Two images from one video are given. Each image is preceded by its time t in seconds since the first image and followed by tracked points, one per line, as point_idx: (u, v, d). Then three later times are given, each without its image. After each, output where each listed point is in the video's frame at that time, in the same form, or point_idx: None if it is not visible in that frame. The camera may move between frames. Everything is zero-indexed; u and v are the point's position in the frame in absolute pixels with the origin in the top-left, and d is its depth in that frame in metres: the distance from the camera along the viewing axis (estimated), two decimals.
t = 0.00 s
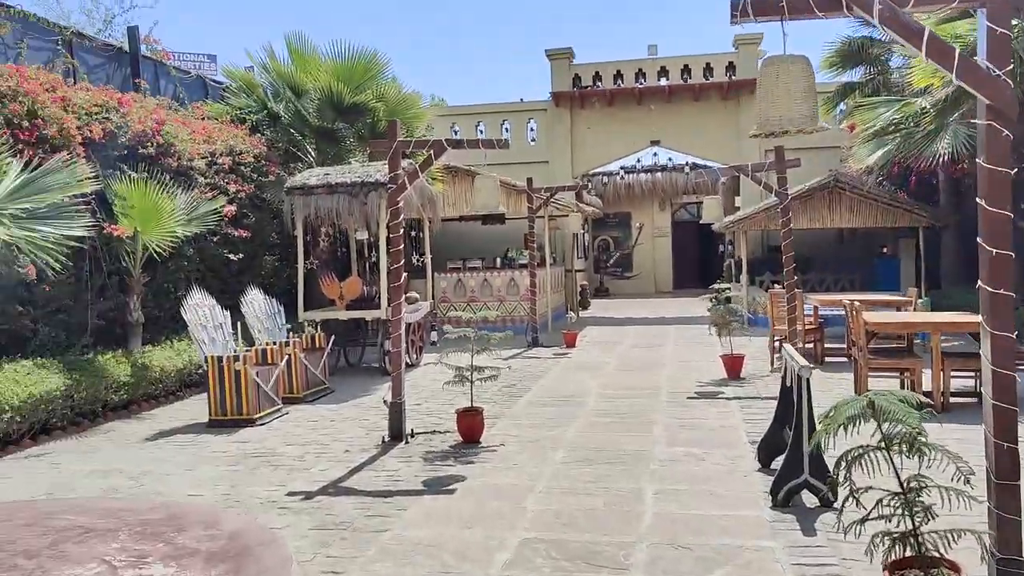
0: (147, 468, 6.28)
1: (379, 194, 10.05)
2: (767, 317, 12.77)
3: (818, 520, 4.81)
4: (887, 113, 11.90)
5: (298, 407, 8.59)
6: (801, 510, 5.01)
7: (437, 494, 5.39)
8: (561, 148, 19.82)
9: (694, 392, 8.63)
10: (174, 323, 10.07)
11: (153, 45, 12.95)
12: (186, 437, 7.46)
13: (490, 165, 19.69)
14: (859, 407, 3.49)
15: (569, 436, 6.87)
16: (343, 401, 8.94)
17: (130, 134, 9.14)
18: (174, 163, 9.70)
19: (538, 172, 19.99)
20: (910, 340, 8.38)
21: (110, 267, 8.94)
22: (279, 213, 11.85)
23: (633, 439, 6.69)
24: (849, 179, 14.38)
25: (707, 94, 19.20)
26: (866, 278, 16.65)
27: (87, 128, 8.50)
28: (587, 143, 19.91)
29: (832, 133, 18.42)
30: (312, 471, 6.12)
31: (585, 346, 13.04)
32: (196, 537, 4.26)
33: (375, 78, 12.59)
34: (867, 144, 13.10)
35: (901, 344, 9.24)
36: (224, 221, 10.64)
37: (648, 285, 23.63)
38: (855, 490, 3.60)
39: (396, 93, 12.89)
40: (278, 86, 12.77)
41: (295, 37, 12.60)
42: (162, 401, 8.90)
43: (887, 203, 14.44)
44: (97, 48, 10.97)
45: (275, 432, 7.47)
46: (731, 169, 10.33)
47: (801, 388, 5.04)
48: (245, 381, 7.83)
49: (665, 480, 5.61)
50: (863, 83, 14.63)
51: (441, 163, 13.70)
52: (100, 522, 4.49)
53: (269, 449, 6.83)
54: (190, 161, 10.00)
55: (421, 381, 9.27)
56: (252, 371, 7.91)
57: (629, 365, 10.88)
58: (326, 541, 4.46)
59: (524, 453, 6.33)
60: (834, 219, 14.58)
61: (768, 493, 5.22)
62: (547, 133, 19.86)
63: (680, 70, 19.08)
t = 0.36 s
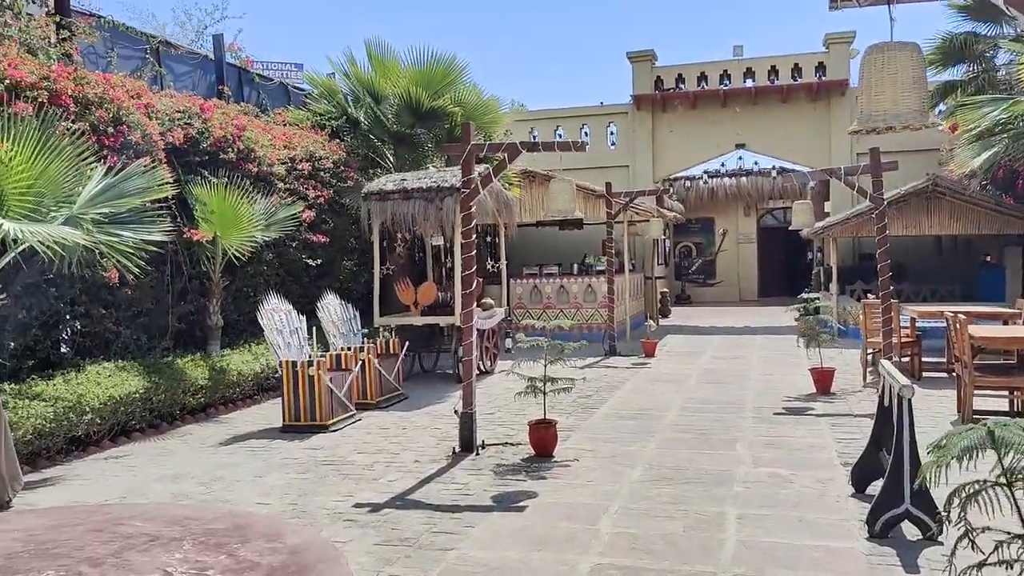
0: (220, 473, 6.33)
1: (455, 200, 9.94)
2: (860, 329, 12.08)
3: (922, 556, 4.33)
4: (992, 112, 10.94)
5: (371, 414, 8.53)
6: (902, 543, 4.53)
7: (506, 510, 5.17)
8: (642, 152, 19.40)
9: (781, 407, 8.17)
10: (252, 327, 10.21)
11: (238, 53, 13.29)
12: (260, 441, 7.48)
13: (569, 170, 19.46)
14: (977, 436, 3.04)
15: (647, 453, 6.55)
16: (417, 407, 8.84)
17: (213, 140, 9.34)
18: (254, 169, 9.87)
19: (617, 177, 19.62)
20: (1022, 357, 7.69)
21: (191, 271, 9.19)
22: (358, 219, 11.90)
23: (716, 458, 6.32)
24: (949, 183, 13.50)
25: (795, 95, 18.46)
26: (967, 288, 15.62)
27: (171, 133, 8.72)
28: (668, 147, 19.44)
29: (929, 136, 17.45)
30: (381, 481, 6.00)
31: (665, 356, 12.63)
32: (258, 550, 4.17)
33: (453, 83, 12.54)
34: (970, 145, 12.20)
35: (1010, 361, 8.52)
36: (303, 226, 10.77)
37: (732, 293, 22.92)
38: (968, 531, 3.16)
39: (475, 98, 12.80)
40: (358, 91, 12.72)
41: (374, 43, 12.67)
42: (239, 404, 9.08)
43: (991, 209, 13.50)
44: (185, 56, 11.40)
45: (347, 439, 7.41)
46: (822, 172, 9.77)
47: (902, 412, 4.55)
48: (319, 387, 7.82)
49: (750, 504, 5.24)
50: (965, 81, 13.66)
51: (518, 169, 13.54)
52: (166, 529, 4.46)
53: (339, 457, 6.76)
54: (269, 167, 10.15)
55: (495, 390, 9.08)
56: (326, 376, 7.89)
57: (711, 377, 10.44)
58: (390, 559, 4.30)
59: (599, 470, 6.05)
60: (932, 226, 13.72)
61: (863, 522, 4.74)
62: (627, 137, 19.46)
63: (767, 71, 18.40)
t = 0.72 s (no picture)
0: (241, 476, 6.23)
1: (483, 198, 9.78)
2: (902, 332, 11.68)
3: None
4: None
5: (397, 415, 8.41)
6: (949, 564, 4.24)
7: (530, 520, 4.99)
8: (678, 150, 19.03)
9: (820, 414, 7.87)
10: (281, 325, 10.17)
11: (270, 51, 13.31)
12: (284, 443, 7.40)
13: (602, 168, 19.19)
14: None
15: (678, 460, 6.32)
16: (444, 409, 8.70)
17: (240, 138, 9.34)
18: (282, 167, 9.85)
19: (653, 175, 19.25)
20: None
21: (219, 270, 9.20)
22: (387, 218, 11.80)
23: (751, 466, 6.07)
24: (997, 182, 13.00)
25: (836, 92, 17.99)
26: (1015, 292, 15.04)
27: (198, 131, 8.73)
28: (705, 145, 19.07)
29: (976, 133, 16.88)
30: (403, 486, 5.86)
31: (699, 358, 12.34)
32: (272, 559, 4.06)
33: (485, 80, 12.41)
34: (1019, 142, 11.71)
35: None
36: (332, 224, 10.72)
37: (769, 294, 22.48)
38: None
39: (506, 95, 12.66)
40: (389, 89, 12.64)
41: (406, 40, 12.58)
42: (266, 404, 9.02)
43: None
44: (216, 55, 11.55)
45: (371, 441, 7.30)
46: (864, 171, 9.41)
47: (952, 425, 4.24)
48: (344, 388, 7.71)
49: (785, 518, 5.00)
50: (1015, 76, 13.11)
51: (548, 166, 13.37)
52: (181, 536, 4.37)
53: (362, 460, 6.64)
54: (298, 165, 10.12)
55: (523, 394, 8.89)
56: (351, 377, 7.76)
57: (747, 381, 10.14)
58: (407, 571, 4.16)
59: (628, 478, 5.84)
60: (978, 227, 13.23)
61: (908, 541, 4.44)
62: (663, 134, 19.10)
63: (807, 67, 17.98)
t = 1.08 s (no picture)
0: (241, 484, 6.04)
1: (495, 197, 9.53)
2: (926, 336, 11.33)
3: None
4: None
5: (404, 419, 8.18)
6: None
7: (540, 533, 4.74)
8: (694, 149, 18.71)
9: (842, 420, 7.56)
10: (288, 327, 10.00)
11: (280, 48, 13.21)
12: (288, 448, 7.20)
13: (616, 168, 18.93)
14: None
15: (695, 469, 6.05)
16: (453, 413, 8.47)
17: (245, 134, 9.20)
18: (289, 165, 9.69)
19: (668, 175, 18.91)
20: None
21: (224, 269, 9.07)
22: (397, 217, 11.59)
23: (772, 476, 5.79)
24: None
25: (856, 90, 17.61)
26: None
27: (203, 127, 8.59)
28: (722, 144, 18.75)
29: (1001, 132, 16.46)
30: (408, 495, 5.63)
31: (716, 362, 12.04)
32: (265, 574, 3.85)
33: (497, 77, 12.17)
34: None
35: None
36: (340, 224, 10.54)
37: (786, 296, 22.10)
38: None
39: (518, 93, 12.46)
40: (400, 87, 12.41)
41: (417, 37, 12.39)
42: (272, 407, 8.84)
43: None
44: (225, 51, 11.48)
45: (376, 447, 7.08)
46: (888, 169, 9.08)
47: (990, 435, 3.94)
48: (349, 392, 7.50)
49: (810, 532, 4.72)
50: None
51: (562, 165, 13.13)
52: (172, 548, 4.17)
53: (367, 467, 6.41)
54: (306, 163, 9.96)
55: (534, 399, 8.64)
56: (357, 380, 7.56)
57: (765, 385, 9.86)
58: None
59: (643, 488, 5.57)
60: (1004, 228, 12.83)
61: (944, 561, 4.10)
62: (679, 133, 18.78)
63: (826, 66, 17.59)
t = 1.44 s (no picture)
0: (217, 496, 5.76)
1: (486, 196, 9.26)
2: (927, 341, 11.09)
3: None
4: None
5: (391, 426, 7.90)
6: None
7: (530, 551, 4.46)
8: (689, 151, 18.49)
9: (845, 429, 7.31)
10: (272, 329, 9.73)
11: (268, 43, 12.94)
12: (268, 457, 6.92)
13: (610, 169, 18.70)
14: None
15: (694, 481, 5.78)
16: (442, 420, 8.19)
17: (229, 131, 8.93)
18: (275, 162, 9.45)
19: (663, 176, 18.68)
20: None
21: (204, 270, 8.81)
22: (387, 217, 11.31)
23: (774, 489, 5.54)
24: None
25: (853, 91, 17.41)
26: None
27: (183, 123, 8.33)
28: (718, 145, 18.52)
29: (1000, 134, 16.28)
30: (392, 509, 5.35)
31: (712, 367, 11.80)
32: None
33: (491, 75, 11.91)
34: None
35: None
36: (327, 223, 10.28)
37: (781, 300, 21.89)
38: None
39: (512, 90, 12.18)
40: (391, 84, 12.17)
41: (409, 34, 12.12)
42: (254, 413, 8.55)
43: None
44: (211, 45, 11.22)
45: (361, 456, 6.80)
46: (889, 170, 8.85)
47: (1009, 452, 3.56)
48: (333, 398, 7.23)
49: (815, 550, 4.46)
50: None
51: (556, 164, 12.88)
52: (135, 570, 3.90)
53: (350, 478, 6.13)
54: (292, 160, 9.70)
55: (526, 406, 8.36)
56: (341, 386, 7.30)
57: (763, 392, 9.61)
58: None
59: (640, 502, 5.30)
60: (1005, 232, 12.60)
61: None
62: (674, 134, 18.55)
63: (823, 67, 17.42)
